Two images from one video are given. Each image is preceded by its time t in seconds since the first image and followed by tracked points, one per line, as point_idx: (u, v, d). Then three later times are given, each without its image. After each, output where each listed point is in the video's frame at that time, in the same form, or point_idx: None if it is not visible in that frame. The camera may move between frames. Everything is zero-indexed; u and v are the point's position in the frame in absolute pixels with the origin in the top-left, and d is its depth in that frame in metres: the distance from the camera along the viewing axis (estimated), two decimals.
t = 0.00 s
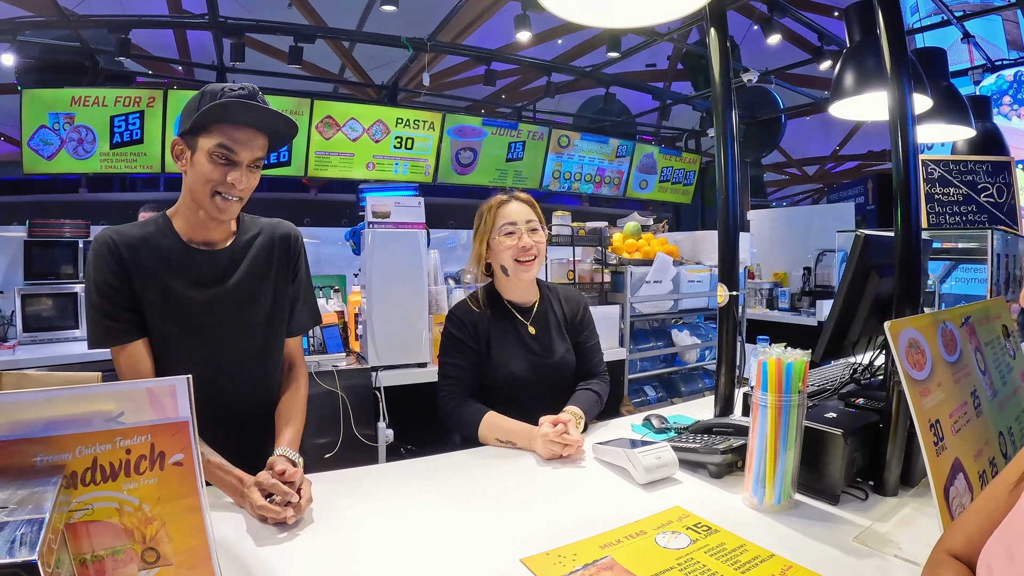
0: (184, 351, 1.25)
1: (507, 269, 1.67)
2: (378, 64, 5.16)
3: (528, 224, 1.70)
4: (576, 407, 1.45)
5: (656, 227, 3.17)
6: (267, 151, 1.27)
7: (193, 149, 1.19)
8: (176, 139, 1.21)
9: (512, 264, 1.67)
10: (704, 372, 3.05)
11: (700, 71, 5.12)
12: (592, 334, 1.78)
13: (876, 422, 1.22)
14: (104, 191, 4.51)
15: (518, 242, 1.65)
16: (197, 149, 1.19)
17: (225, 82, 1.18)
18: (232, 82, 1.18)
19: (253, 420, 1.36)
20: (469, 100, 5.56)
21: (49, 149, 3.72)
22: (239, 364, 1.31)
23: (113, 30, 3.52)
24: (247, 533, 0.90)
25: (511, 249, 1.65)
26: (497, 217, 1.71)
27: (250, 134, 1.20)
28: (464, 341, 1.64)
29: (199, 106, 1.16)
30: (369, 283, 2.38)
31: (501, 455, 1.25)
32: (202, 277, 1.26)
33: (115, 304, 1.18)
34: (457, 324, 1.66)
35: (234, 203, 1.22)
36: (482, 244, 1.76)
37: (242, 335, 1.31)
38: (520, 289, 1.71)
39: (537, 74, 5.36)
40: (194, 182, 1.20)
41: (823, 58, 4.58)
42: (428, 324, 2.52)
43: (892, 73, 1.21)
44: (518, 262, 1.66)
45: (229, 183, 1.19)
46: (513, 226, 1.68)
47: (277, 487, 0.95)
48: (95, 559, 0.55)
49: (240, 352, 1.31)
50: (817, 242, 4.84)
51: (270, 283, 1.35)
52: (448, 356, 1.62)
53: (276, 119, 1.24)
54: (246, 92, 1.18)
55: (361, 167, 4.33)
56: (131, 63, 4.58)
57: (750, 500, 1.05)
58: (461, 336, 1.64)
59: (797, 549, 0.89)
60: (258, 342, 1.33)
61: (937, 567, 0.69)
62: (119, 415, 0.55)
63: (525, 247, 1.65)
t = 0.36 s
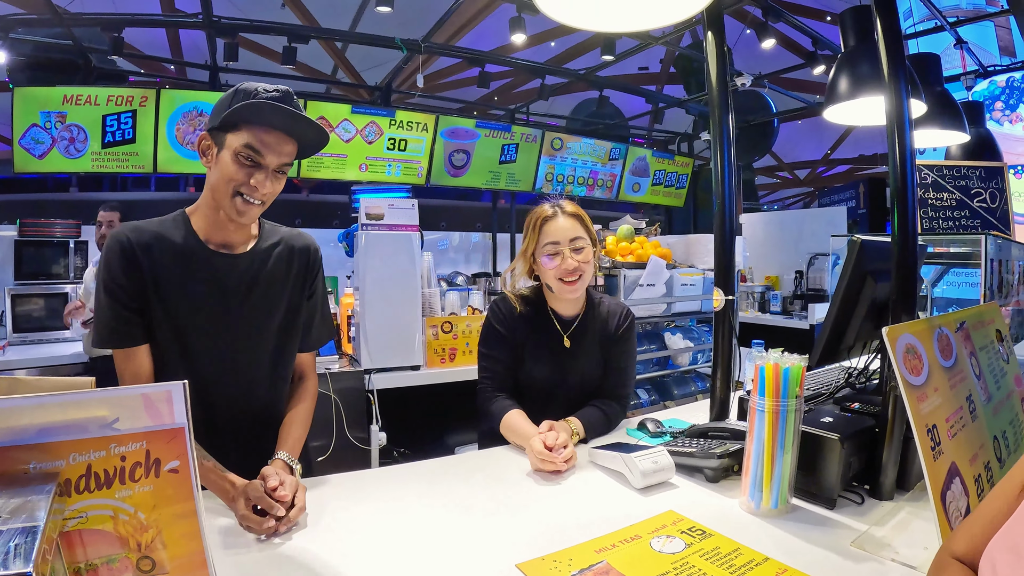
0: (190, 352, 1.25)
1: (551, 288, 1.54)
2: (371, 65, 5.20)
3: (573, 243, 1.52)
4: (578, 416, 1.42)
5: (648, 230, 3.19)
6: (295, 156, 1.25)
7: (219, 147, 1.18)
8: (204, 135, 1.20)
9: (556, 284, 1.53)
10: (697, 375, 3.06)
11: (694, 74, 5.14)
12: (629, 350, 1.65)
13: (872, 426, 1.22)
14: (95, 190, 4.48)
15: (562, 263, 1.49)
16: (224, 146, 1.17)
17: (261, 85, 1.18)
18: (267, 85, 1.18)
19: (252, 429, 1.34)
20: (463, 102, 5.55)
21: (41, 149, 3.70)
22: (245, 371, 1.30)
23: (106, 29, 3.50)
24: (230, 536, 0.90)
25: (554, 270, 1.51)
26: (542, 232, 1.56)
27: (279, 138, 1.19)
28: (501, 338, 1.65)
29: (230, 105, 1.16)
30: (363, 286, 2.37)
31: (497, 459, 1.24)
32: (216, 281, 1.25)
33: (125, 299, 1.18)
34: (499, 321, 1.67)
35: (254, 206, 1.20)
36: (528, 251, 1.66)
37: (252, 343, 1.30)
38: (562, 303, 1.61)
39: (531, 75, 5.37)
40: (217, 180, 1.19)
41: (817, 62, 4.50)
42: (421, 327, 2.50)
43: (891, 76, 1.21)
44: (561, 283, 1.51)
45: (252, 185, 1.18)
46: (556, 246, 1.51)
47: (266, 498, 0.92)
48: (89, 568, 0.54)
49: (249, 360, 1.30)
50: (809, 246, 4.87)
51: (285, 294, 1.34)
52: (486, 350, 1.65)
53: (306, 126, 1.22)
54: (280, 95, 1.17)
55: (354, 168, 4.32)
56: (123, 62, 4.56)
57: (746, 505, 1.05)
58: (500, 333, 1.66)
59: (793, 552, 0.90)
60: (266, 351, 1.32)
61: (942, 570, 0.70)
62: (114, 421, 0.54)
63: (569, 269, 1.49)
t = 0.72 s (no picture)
0: (197, 354, 1.25)
1: (559, 298, 1.51)
2: (361, 65, 5.20)
3: (585, 254, 1.49)
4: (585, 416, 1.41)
5: (638, 231, 3.20)
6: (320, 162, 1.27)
7: (245, 148, 1.18)
8: (228, 134, 1.20)
9: (564, 295, 1.50)
10: (688, 375, 3.06)
11: (684, 76, 5.17)
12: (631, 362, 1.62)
13: (865, 425, 1.23)
14: (83, 191, 4.43)
15: (571, 273, 1.46)
16: (251, 148, 1.17)
17: (292, 88, 1.18)
18: (298, 89, 1.18)
19: (252, 434, 1.33)
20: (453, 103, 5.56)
21: (30, 149, 3.67)
22: (249, 375, 1.29)
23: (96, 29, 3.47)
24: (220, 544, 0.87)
25: (564, 279, 1.48)
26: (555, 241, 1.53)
27: (308, 144, 1.20)
28: (519, 356, 1.55)
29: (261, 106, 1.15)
30: (354, 287, 2.36)
31: (491, 461, 1.24)
32: (228, 285, 1.25)
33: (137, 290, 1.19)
34: (515, 337, 1.57)
35: (278, 210, 1.21)
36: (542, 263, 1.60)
37: (261, 349, 1.29)
38: (572, 317, 1.57)
39: (522, 76, 5.38)
40: (241, 181, 1.19)
41: (807, 64, 4.55)
42: (412, 328, 2.50)
43: (883, 77, 1.22)
44: (570, 294, 1.48)
45: (278, 190, 1.19)
46: (567, 255, 1.49)
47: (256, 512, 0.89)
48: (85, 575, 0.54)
49: (257, 366, 1.29)
50: (799, 246, 4.90)
51: (298, 303, 1.34)
52: (502, 369, 1.54)
53: (334, 132, 1.23)
54: (312, 101, 1.18)
55: (344, 169, 4.31)
56: (112, 62, 4.53)
57: (741, 504, 1.05)
58: (517, 350, 1.55)
59: (789, 552, 0.90)
60: (274, 357, 1.31)
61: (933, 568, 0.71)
62: (109, 425, 0.54)
63: (578, 279, 1.46)
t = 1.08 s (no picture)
0: (203, 353, 1.27)
1: (547, 296, 1.52)
2: (346, 66, 5.20)
3: (575, 253, 1.52)
4: (567, 415, 1.43)
5: (624, 229, 3.22)
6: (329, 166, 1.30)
7: (257, 152, 1.22)
8: (241, 139, 1.24)
9: (552, 292, 1.51)
10: (674, 372, 3.09)
11: (668, 75, 5.20)
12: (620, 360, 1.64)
13: (847, 421, 1.25)
14: (66, 195, 4.39)
15: (561, 270, 1.48)
16: (263, 153, 1.21)
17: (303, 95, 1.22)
18: (310, 95, 1.22)
19: (254, 433, 1.34)
20: (438, 103, 5.56)
21: (14, 153, 3.63)
22: (255, 377, 1.31)
23: (79, 31, 3.45)
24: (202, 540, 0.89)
25: (553, 277, 1.49)
26: (546, 241, 1.56)
27: (319, 149, 1.24)
28: (504, 353, 1.56)
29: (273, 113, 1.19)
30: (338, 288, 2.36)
31: (476, 460, 1.25)
32: (235, 286, 1.28)
33: (148, 288, 1.22)
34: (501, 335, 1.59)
35: (289, 213, 1.25)
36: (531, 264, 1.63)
37: (265, 352, 1.31)
38: (559, 316, 1.58)
39: (508, 76, 5.40)
40: (252, 184, 1.23)
41: (790, 63, 4.60)
42: (397, 329, 2.49)
43: (861, 79, 1.25)
44: (558, 291, 1.50)
45: (288, 194, 1.22)
46: (558, 253, 1.52)
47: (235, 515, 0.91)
48: None
49: (261, 368, 1.31)
50: (784, 244, 4.95)
51: (304, 307, 1.35)
52: (487, 369, 1.55)
53: (343, 137, 1.27)
54: (322, 107, 1.21)
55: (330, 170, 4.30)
56: (95, 64, 4.50)
57: (724, 500, 1.07)
58: (502, 348, 1.57)
59: (769, 546, 0.92)
60: (280, 360, 1.32)
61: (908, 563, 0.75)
62: (93, 429, 0.54)
63: (568, 276, 1.48)
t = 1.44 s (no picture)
0: (212, 343, 1.39)
1: (520, 291, 1.54)
2: (333, 65, 5.21)
3: (545, 246, 1.53)
4: (546, 407, 1.47)
5: (608, 226, 3.25)
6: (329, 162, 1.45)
7: (262, 149, 1.38)
8: (247, 139, 1.40)
9: (525, 288, 1.53)
10: (659, 367, 3.13)
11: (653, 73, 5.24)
12: (599, 350, 1.67)
13: (823, 410, 1.28)
14: (51, 196, 4.36)
15: (531, 264, 1.50)
16: (268, 149, 1.37)
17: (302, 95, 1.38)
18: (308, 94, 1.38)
19: (259, 419, 1.46)
20: (425, 101, 5.58)
21: None
22: (259, 368, 1.44)
23: (64, 30, 3.43)
24: (187, 529, 0.93)
25: (524, 272, 1.51)
26: (516, 235, 1.57)
27: (318, 143, 1.39)
28: (481, 346, 1.58)
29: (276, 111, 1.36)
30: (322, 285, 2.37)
31: (459, 453, 1.27)
32: (243, 280, 1.41)
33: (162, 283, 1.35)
34: (476, 327, 1.61)
35: (292, 204, 1.39)
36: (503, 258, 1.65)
37: (270, 341, 1.44)
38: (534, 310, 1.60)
39: (493, 75, 5.43)
40: (258, 177, 1.38)
41: (773, 60, 4.66)
42: (382, 325, 2.51)
43: (834, 75, 1.27)
44: (530, 286, 1.51)
45: (290, 183, 1.36)
46: (528, 247, 1.53)
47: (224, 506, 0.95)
48: (54, 561, 0.56)
49: (266, 356, 1.44)
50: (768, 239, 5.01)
51: (306, 299, 1.47)
52: (466, 362, 1.57)
53: (338, 133, 1.43)
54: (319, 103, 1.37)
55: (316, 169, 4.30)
56: (79, 63, 4.48)
57: (701, 489, 1.09)
58: (479, 341, 1.59)
59: (741, 532, 0.95)
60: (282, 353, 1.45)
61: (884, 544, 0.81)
62: (75, 414, 0.56)
63: (538, 271, 1.50)
